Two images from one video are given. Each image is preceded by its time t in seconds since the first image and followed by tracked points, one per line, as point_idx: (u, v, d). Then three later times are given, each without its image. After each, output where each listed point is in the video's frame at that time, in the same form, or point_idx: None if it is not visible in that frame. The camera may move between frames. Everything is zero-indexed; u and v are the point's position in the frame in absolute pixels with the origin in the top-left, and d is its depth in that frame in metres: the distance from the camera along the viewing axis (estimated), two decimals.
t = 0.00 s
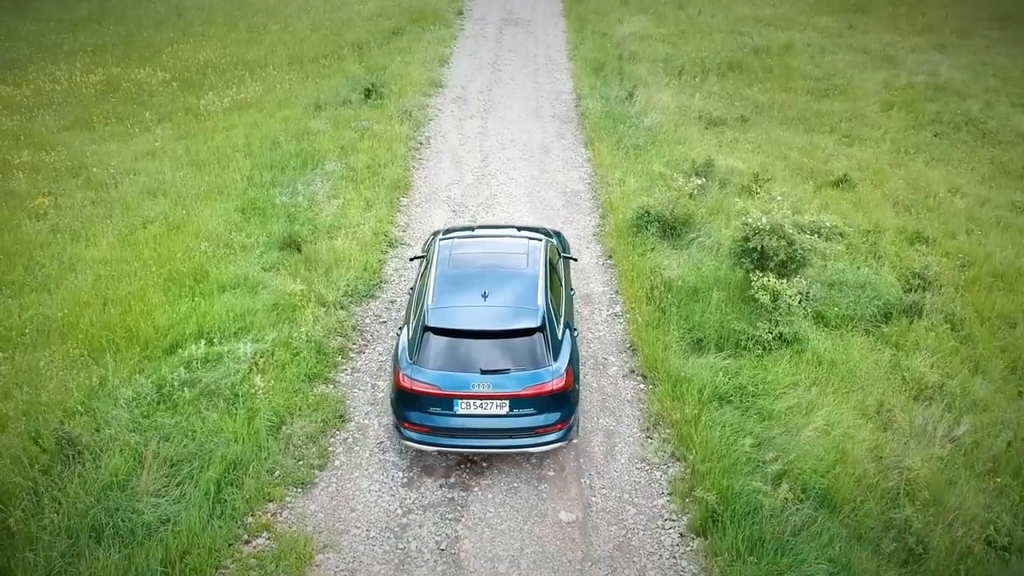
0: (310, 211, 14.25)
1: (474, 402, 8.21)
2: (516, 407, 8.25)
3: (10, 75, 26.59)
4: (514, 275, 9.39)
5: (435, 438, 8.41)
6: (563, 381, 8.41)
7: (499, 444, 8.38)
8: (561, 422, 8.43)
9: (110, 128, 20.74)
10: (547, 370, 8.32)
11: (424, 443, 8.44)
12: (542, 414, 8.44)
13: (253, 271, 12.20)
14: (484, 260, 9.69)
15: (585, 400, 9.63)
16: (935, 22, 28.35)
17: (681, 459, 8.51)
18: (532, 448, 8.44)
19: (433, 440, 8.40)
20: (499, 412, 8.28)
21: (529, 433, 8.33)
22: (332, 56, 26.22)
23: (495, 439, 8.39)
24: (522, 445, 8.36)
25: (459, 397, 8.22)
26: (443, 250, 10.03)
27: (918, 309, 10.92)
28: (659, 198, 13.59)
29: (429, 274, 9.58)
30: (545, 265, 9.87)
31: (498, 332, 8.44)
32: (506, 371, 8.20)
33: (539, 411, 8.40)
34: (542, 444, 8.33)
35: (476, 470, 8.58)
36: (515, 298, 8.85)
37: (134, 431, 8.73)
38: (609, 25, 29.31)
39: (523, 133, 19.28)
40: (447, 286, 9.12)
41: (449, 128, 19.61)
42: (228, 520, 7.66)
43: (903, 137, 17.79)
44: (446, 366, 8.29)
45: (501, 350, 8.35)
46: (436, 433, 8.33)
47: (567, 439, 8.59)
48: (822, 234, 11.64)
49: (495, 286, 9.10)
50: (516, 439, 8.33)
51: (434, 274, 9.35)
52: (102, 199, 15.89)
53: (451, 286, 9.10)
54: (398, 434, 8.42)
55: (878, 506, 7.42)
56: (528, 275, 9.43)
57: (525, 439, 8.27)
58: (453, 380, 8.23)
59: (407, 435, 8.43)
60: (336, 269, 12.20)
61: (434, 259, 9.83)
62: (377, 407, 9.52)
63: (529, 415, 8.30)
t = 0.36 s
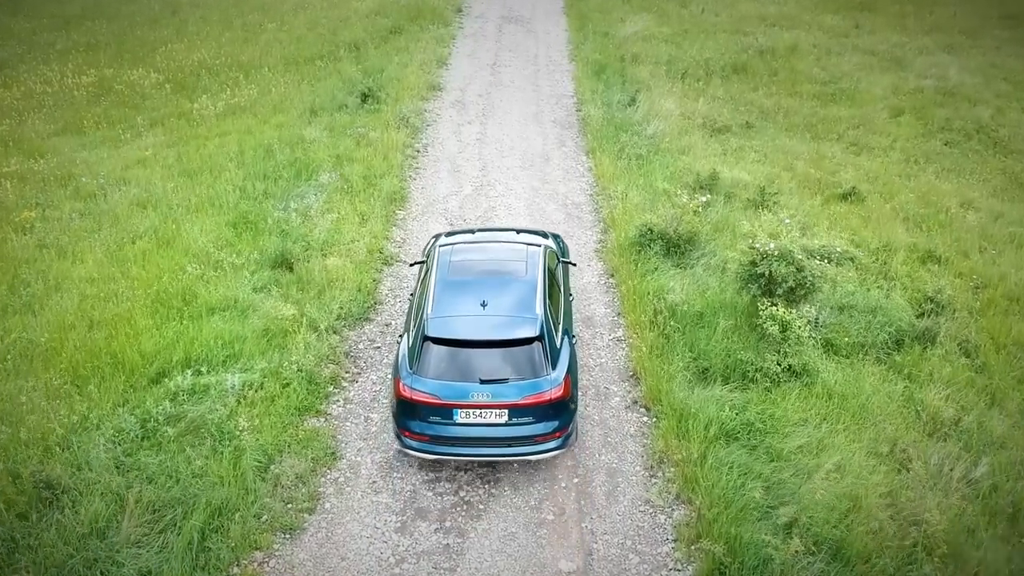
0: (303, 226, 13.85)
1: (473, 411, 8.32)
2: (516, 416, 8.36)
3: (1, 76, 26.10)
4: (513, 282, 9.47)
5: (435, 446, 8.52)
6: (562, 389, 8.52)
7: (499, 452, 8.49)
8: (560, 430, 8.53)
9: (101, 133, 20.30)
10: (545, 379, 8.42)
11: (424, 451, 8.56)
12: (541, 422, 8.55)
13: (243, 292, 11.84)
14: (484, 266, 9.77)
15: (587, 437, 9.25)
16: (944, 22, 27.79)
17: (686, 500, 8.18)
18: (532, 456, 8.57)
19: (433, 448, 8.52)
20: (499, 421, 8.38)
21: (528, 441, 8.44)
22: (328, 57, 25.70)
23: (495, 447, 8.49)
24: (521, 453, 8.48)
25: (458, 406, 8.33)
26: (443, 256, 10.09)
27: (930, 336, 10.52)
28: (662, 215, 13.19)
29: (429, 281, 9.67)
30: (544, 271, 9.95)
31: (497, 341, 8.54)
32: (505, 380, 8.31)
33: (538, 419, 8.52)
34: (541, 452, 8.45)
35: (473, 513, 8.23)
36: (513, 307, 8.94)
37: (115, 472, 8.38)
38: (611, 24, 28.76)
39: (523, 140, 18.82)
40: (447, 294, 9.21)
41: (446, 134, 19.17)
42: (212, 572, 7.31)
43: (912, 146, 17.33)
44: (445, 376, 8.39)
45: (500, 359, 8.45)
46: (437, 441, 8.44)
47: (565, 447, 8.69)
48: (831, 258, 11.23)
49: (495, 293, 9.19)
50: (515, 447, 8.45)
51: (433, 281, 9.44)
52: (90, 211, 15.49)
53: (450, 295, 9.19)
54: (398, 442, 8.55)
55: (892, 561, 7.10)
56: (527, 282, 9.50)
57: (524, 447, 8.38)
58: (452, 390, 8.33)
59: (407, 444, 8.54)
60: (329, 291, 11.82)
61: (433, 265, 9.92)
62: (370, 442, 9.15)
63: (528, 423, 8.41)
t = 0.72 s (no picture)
0: (298, 242, 13.54)
1: (474, 419, 8.44)
2: (516, 423, 8.47)
3: None
4: (513, 289, 9.60)
5: (436, 452, 8.63)
6: (561, 396, 8.62)
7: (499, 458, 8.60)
8: (559, 437, 8.63)
9: (93, 139, 19.95)
10: (544, 387, 8.53)
11: (425, 457, 8.67)
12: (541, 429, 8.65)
13: (235, 314, 11.52)
14: (484, 273, 9.89)
15: (590, 472, 8.93)
16: (952, 22, 27.35)
17: (692, 541, 7.89)
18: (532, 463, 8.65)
19: (434, 454, 8.63)
20: (499, 428, 8.49)
21: (528, 448, 8.54)
22: (326, 59, 25.31)
23: (495, 454, 8.59)
24: (522, 459, 8.58)
25: (459, 413, 8.43)
26: (443, 262, 10.21)
27: (943, 364, 10.18)
28: (666, 233, 12.87)
29: (430, 288, 9.80)
30: (544, 278, 10.05)
31: (497, 348, 8.66)
32: (505, 388, 8.42)
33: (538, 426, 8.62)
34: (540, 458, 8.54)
35: (470, 556, 7.90)
36: (513, 314, 9.06)
37: (99, 513, 8.07)
38: (613, 24, 28.33)
39: (523, 147, 18.43)
40: (447, 301, 9.33)
41: (446, 140, 18.84)
42: None
43: (922, 154, 16.97)
44: (446, 384, 8.52)
45: (501, 366, 8.58)
46: (438, 448, 8.56)
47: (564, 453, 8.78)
48: (839, 283, 10.94)
49: (495, 301, 9.31)
50: (515, 454, 8.55)
51: (434, 289, 9.57)
52: (81, 223, 15.18)
53: (452, 301, 9.31)
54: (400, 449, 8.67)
55: None
56: (527, 288, 9.63)
57: (524, 454, 8.48)
58: (453, 397, 8.45)
59: (409, 450, 8.67)
60: (324, 313, 11.51)
61: (433, 272, 10.05)
62: (364, 477, 8.84)
63: (528, 431, 8.51)
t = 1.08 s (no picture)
0: (291, 262, 13.20)
1: (474, 430, 8.53)
2: (515, 434, 8.56)
3: None
4: (513, 298, 9.70)
5: (436, 463, 8.71)
6: (560, 407, 8.74)
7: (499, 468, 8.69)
8: (557, 447, 8.74)
9: (84, 147, 19.55)
10: (543, 398, 8.64)
11: (426, 467, 8.74)
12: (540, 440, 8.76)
13: (225, 340, 11.17)
14: (483, 281, 9.98)
15: (592, 512, 8.61)
16: (960, 22, 26.91)
17: None
18: (531, 473, 8.76)
19: (434, 465, 8.70)
20: (499, 439, 8.58)
21: (527, 458, 8.65)
22: (322, 61, 24.85)
23: (495, 464, 8.68)
24: (521, 470, 8.67)
25: (459, 424, 8.52)
26: (442, 270, 10.28)
27: (956, 396, 9.84)
28: (670, 252, 12.53)
29: (430, 297, 9.87)
30: (543, 287, 10.15)
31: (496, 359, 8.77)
32: (505, 400, 8.52)
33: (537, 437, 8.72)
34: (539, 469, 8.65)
35: None
36: (513, 325, 9.17)
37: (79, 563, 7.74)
38: (614, 24, 27.87)
39: (523, 156, 18.03)
40: (447, 311, 9.41)
41: (444, 147, 18.52)
42: None
43: (931, 165, 16.61)
44: (446, 395, 8.60)
45: (500, 377, 8.68)
46: (438, 459, 8.64)
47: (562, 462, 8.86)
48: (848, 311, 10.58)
49: (493, 310, 9.40)
50: (514, 464, 8.64)
51: (434, 298, 9.65)
52: (70, 238, 14.83)
53: (451, 311, 9.39)
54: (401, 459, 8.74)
55: None
56: (525, 297, 9.71)
57: (523, 465, 8.58)
58: (453, 408, 8.53)
59: (410, 460, 8.74)
60: (317, 338, 11.18)
61: (433, 281, 10.12)
62: (357, 519, 8.54)
63: (527, 442, 8.60)
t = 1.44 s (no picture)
0: (285, 283, 12.88)
1: (473, 446, 8.38)
2: (515, 450, 8.41)
3: None
4: (513, 309, 9.52)
5: (436, 477, 8.58)
6: (560, 421, 8.58)
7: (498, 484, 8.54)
8: (557, 463, 8.58)
9: (75, 155, 19.17)
10: (543, 413, 8.48)
11: (426, 482, 8.60)
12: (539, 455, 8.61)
13: (215, 368, 10.87)
14: (483, 291, 9.80)
15: (592, 556, 8.32)
16: (968, 24, 26.51)
17: None
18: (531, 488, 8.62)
19: (434, 480, 8.57)
20: (499, 454, 8.43)
21: (527, 474, 8.49)
22: (318, 64, 24.45)
23: (494, 479, 8.53)
24: (521, 485, 8.52)
25: (458, 440, 8.37)
26: (442, 279, 10.10)
27: (967, 430, 9.55)
28: (673, 275, 12.22)
29: (429, 308, 9.70)
30: (544, 297, 9.96)
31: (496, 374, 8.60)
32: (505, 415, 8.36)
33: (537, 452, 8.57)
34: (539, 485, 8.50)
35: None
36: (513, 338, 9.00)
37: None
38: (616, 25, 27.42)
39: (523, 166, 17.67)
40: (447, 322, 9.25)
41: (442, 155, 18.19)
42: None
43: (939, 177, 16.28)
44: (445, 410, 8.45)
45: (500, 392, 8.52)
46: (438, 474, 8.50)
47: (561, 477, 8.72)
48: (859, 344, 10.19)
49: (493, 322, 9.21)
50: (514, 480, 8.49)
51: (433, 309, 9.48)
52: (60, 253, 14.51)
53: (451, 323, 9.22)
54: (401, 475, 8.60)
55: None
56: (525, 308, 9.52)
57: (523, 480, 8.43)
58: (453, 424, 8.38)
59: (409, 475, 8.60)
60: (311, 365, 10.90)
61: (432, 291, 9.93)
62: (350, 563, 8.27)
63: (527, 457, 8.44)
